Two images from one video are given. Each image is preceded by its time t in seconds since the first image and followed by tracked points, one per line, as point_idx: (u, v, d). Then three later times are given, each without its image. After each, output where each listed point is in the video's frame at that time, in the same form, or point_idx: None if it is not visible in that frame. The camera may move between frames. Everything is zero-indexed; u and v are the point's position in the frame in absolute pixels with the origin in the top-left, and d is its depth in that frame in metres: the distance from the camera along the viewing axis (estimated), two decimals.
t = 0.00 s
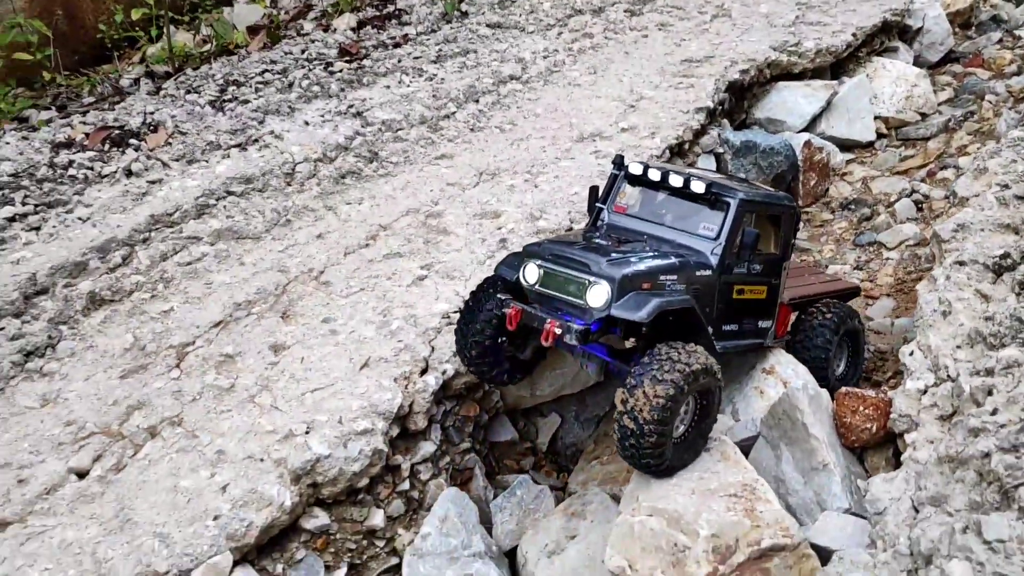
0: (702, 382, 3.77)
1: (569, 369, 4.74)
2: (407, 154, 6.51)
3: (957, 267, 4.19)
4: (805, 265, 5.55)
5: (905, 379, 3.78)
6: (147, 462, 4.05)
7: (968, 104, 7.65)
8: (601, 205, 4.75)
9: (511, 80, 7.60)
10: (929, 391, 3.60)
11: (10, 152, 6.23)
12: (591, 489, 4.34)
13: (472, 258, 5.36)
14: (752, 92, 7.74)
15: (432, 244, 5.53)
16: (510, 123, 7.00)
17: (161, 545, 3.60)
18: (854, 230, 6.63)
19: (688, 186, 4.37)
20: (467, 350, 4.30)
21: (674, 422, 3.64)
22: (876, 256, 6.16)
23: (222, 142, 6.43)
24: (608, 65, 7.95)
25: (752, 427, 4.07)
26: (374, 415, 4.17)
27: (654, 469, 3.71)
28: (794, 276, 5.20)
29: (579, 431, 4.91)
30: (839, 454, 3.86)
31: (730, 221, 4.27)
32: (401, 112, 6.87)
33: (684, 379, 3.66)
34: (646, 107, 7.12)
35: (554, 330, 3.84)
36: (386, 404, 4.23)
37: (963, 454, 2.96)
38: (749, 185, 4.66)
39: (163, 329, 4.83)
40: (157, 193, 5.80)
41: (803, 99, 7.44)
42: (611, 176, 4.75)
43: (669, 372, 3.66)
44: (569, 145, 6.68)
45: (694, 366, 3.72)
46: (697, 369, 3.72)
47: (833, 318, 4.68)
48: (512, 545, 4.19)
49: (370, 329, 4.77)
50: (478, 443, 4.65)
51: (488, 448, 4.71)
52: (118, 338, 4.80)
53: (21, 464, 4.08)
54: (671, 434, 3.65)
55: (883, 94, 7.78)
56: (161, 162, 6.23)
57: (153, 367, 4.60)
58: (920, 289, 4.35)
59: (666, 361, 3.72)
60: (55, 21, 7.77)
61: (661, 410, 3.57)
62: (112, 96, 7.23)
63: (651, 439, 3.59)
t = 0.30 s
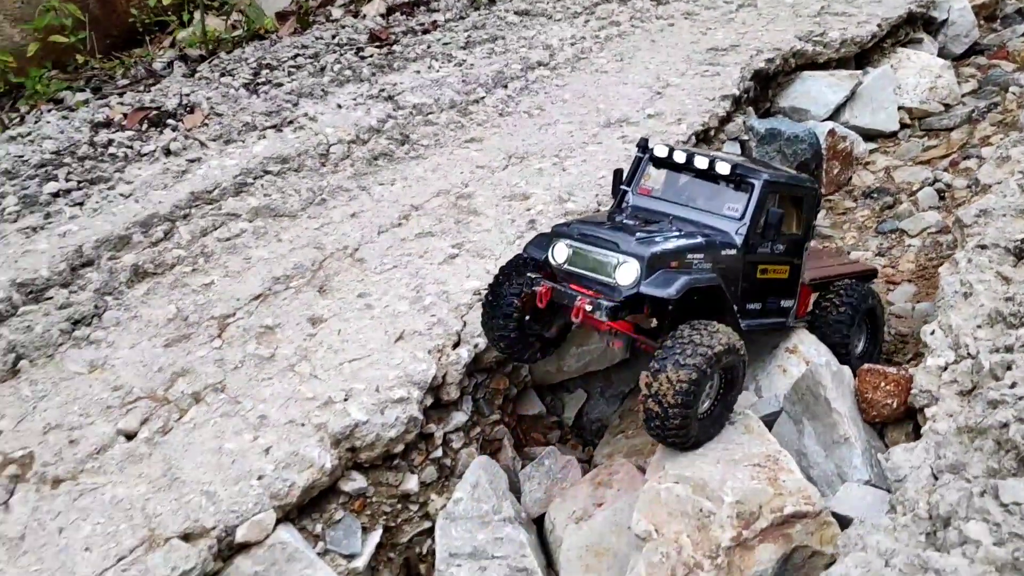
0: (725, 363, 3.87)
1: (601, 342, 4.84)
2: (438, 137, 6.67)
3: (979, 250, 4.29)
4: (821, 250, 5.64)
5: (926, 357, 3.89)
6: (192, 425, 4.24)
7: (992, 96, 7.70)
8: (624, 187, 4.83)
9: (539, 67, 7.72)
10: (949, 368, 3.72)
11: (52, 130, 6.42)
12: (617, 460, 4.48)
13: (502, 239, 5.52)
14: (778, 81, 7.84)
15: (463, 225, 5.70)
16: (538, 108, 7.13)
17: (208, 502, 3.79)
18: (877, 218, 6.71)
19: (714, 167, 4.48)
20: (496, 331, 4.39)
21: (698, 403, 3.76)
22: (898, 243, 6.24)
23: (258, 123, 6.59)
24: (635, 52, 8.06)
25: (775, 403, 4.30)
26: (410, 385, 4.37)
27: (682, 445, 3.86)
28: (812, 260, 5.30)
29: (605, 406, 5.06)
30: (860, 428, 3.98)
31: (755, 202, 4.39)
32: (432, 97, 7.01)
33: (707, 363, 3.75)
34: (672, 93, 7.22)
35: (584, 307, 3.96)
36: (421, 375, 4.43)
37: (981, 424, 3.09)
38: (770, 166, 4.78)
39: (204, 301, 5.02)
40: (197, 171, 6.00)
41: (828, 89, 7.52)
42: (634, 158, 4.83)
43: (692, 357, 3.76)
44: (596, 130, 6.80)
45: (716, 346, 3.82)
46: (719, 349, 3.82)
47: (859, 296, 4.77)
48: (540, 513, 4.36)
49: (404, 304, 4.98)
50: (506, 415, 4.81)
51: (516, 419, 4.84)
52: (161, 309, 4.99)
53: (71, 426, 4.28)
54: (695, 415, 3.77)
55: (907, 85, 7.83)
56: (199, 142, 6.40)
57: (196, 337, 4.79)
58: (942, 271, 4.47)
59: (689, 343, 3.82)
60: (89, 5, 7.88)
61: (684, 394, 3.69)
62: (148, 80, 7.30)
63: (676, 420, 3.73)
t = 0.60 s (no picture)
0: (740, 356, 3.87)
1: (621, 329, 4.93)
2: (465, 122, 6.79)
3: (1001, 239, 4.35)
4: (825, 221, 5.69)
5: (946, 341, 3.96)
6: (227, 397, 4.38)
7: (1017, 87, 7.69)
8: (634, 173, 4.92)
9: (565, 52, 7.79)
10: (969, 352, 3.79)
11: (86, 110, 6.41)
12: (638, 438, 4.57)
13: (527, 222, 5.65)
14: (802, 70, 7.90)
15: (489, 207, 5.83)
16: (564, 94, 7.22)
17: (244, 469, 3.93)
18: (899, 207, 6.75)
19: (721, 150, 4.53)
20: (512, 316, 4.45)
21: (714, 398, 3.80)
22: (921, 232, 6.24)
23: (289, 105, 6.71)
24: (661, 39, 8.11)
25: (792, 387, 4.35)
26: (438, 361, 4.52)
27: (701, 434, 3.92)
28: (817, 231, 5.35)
29: (626, 388, 5.16)
30: (879, 411, 4.08)
31: (764, 182, 4.45)
32: (459, 81, 7.09)
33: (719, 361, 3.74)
34: (697, 80, 7.28)
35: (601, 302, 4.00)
36: (450, 352, 4.57)
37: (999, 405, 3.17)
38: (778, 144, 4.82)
39: (238, 279, 5.18)
40: (230, 151, 6.15)
41: (852, 77, 7.52)
42: (641, 144, 4.90)
43: (701, 362, 3.74)
44: (621, 116, 6.87)
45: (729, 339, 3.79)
46: (733, 343, 3.79)
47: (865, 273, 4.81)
48: (563, 489, 4.47)
49: (432, 284, 5.13)
50: (530, 394, 4.93)
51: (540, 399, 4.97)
52: (196, 285, 5.14)
53: (110, 396, 4.43)
54: (712, 409, 3.82)
55: (932, 75, 7.75)
56: (230, 123, 6.53)
57: (229, 313, 4.93)
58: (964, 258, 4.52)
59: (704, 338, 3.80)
60: None
61: (698, 400, 3.76)
62: (178, 62, 7.28)
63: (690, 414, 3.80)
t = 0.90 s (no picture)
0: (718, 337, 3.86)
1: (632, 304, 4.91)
2: (484, 100, 6.87)
3: (1014, 216, 4.40)
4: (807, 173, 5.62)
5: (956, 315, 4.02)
6: (251, 361, 4.51)
7: None
8: (600, 171, 4.85)
9: (583, 32, 7.84)
10: (979, 325, 3.85)
11: (110, 84, 6.49)
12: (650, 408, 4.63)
13: (544, 197, 5.73)
14: (820, 52, 7.95)
15: (507, 182, 5.92)
16: (581, 73, 7.28)
17: (268, 430, 4.07)
18: (914, 188, 6.65)
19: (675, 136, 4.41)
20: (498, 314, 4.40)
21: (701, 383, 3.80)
22: (935, 213, 6.24)
23: (309, 81, 6.79)
24: (679, 20, 8.15)
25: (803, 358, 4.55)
26: (456, 330, 4.65)
27: (704, 422, 3.89)
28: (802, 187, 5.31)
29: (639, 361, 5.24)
30: (889, 383, 4.14)
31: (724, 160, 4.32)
32: (477, 59, 7.16)
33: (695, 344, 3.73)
34: (715, 61, 7.32)
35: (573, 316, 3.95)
36: (466, 322, 4.70)
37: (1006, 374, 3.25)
38: (733, 115, 4.71)
39: (261, 248, 5.29)
40: (252, 125, 6.25)
41: (869, 59, 7.58)
42: (601, 141, 4.81)
43: (672, 393, 3.72)
44: (639, 95, 6.92)
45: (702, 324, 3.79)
46: (706, 327, 3.78)
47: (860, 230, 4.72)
48: (576, 455, 4.58)
49: (450, 256, 5.23)
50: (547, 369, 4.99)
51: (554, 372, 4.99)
52: (220, 254, 5.25)
53: (137, 358, 4.55)
54: (704, 394, 3.81)
55: (950, 59, 7.68)
56: (252, 98, 6.60)
57: (253, 282, 5.06)
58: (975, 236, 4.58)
59: (673, 326, 3.80)
60: None
61: (688, 415, 3.80)
62: (200, 39, 7.19)
63: (681, 407, 3.77)
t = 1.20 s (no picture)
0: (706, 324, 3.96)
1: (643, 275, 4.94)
2: (499, 73, 6.95)
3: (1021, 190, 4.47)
4: (833, 160, 5.57)
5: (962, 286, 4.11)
6: (271, 323, 4.64)
7: None
8: (614, 149, 4.77)
9: (597, 7, 7.89)
10: (983, 295, 3.94)
11: (129, 55, 6.57)
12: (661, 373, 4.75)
13: (557, 169, 5.82)
14: (834, 30, 7.95)
15: (521, 154, 6.01)
16: (595, 47, 7.34)
17: (289, 388, 4.21)
18: (925, 165, 6.68)
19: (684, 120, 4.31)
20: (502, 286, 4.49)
21: (690, 369, 3.91)
22: (944, 189, 6.29)
23: (327, 52, 6.84)
24: None
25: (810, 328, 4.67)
26: (471, 295, 4.77)
27: (696, 405, 4.04)
28: (827, 175, 5.25)
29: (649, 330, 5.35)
30: (895, 350, 4.23)
31: (730, 149, 4.21)
32: (493, 32, 7.23)
33: (681, 334, 3.78)
34: (728, 37, 7.37)
35: (564, 295, 4.05)
36: (481, 288, 4.82)
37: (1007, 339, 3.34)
38: (751, 100, 4.56)
39: (279, 215, 5.41)
40: (270, 95, 6.35)
41: (882, 38, 7.60)
42: (616, 120, 4.73)
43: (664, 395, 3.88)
44: (652, 70, 6.98)
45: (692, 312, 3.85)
46: (695, 315, 3.86)
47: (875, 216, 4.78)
48: (586, 420, 4.67)
49: (464, 225, 5.33)
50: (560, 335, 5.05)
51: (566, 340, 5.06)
52: (240, 220, 5.37)
53: (161, 318, 4.68)
54: (697, 383, 3.94)
55: (963, 40, 7.73)
56: (270, 69, 6.66)
57: (272, 247, 5.18)
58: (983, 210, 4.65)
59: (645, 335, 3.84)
60: None
61: (689, 402, 3.96)
62: (216, 12, 7.29)
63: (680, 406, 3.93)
